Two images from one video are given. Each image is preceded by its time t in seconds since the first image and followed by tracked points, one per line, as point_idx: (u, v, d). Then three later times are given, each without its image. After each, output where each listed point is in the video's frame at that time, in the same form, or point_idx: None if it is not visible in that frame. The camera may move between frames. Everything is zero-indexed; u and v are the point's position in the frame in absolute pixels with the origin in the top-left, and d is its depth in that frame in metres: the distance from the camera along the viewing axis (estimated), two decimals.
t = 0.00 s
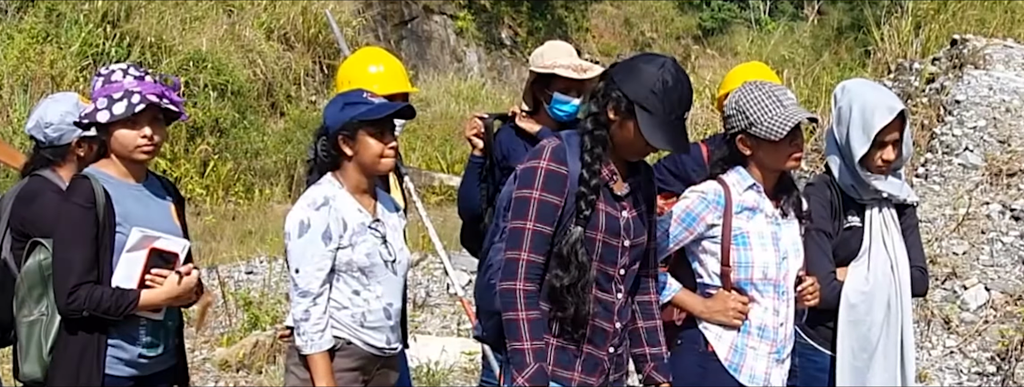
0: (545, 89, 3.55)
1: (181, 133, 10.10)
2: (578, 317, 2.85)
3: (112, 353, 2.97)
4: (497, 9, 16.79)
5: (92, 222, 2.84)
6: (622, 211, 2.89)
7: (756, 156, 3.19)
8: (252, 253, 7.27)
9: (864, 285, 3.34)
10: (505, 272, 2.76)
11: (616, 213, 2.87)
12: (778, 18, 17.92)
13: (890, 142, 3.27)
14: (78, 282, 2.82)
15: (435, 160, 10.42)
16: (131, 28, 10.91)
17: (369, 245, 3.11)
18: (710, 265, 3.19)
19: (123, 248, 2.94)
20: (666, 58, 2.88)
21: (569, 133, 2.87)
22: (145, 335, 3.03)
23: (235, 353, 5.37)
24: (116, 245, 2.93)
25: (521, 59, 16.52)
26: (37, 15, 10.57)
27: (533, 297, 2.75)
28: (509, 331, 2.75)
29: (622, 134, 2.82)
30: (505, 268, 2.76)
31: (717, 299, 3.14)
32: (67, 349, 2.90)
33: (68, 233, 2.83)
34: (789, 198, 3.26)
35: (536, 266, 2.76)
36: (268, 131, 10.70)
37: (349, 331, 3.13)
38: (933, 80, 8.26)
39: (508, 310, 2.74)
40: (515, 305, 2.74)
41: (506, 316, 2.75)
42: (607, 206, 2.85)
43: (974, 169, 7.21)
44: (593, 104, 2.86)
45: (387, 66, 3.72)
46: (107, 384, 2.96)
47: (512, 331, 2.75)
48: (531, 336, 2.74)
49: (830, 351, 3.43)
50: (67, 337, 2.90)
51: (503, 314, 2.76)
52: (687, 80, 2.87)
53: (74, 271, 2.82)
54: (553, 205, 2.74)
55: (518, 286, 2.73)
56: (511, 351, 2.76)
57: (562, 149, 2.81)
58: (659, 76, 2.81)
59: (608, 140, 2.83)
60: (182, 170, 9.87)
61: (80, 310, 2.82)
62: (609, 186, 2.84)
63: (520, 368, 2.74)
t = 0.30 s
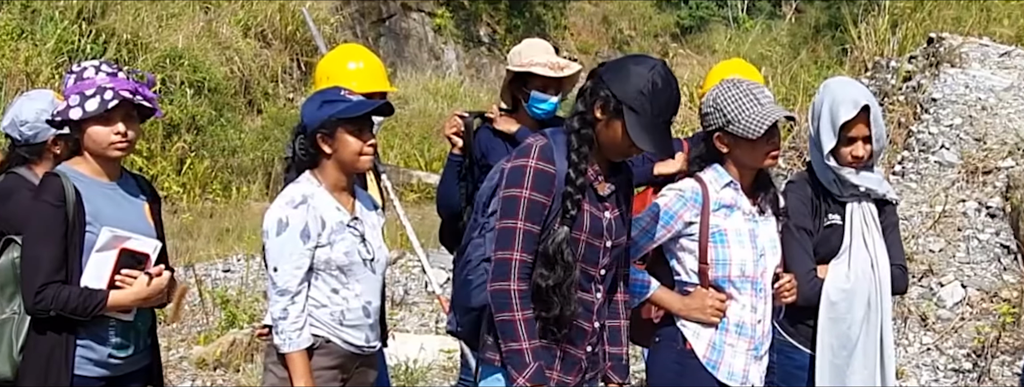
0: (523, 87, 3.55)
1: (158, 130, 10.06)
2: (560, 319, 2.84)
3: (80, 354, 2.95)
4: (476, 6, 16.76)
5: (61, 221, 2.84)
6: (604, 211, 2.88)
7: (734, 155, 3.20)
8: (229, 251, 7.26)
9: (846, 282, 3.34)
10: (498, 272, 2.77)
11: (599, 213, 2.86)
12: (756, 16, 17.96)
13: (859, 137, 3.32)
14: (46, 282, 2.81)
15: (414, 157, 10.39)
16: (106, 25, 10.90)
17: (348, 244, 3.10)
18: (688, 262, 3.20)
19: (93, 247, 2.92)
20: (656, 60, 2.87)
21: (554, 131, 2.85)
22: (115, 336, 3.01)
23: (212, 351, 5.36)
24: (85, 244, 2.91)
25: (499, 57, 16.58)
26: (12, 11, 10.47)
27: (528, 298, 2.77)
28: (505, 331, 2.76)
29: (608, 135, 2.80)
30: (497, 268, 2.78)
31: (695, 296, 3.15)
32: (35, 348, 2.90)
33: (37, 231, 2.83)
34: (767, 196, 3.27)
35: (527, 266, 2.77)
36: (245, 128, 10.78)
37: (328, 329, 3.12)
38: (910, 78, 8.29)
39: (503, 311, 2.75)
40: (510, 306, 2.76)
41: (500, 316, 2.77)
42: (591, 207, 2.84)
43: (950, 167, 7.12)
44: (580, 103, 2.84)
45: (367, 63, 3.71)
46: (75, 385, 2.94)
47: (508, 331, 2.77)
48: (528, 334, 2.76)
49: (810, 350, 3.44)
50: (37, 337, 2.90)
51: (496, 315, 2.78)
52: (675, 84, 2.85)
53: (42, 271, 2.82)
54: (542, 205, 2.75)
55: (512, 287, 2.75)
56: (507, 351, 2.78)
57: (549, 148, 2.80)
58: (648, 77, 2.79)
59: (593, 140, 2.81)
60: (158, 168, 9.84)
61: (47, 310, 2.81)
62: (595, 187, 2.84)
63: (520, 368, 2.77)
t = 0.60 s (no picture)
0: (501, 84, 3.56)
1: (134, 128, 10.02)
2: (545, 321, 2.81)
3: (54, 353, 2.94)
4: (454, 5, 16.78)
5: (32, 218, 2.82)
6: (585, 210, 2.86)
7: (710, 152, 3.20)
8: (206, 249, 7.24)
9: (815, 280, 3.36)
10: (485, 274, 2.72)
11: (580, 212, 2.84)
12: (734, 14, 17.99)
13: (826, 128, 3.37)
14: (17, 281, 2.81)
15: (391, 155, 10.37)
16: (81, 22, 10.76)
17: (328, 241, 3.11)
18: (666, 260, 3.21)
19: (65, 246, 2.90)
20: (639, 61, 2.82)
21: (533, 129, 2.80)
22: (88, 336, 3.00)
23: (189, 350, 5.35)
24: (57, 243, 2.89)
25: (477, 55, 16.60)
26: None
27: (516, 297, 2.73)
28: (496, 333, 2.72)
29: (589, 135, 2.76)
30: (482, 270, 2.73)
31: (672, 294, 3.15)
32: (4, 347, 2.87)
33: (8, 228, 2.81)
34: (743, 193, 3.27)
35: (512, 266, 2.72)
36: (221, 126, 10.80)
37: (310, 327, 3.12)
38: (886, 76, 8.33)
39: (494, 312, 2.71)
40: (500, 306, 2.71)
41: (490, 317, 2.72)
42: (573, 206, 2.81)
43: (926, 164, 7.00)
44: (561, 102, 2.80)
45: (344, 60, 3.70)
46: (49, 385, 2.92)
47: (499, 331, 2.72)
48: (519, 333, 2.72)
49: (782, 345, 3.44)
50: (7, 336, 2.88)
51: (485, 316, 2.73)
52: (658, 85, 2.81)
53: (13, 270, 2.81)
54: (526, 204, 2.71)
55: (501, 288, 2.71)
56: (499, 352, 2.73)
57: (532, 147, 2.76)
58: (631, 77, 2.75)
59: (574, 139, 2.77)
60: (134, 165, 9.82)
61: (19, 308, 2.81)
62: (577, 187, 2.81)
63: (513, 368, 2.74)
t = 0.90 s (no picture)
0: (479, 82, 3.57)
1: (109, 125, 9.99)
2: (524, 317, 2.82)
3: (22, 352, 2.93)
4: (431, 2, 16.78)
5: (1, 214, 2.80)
6: (562, 206, 2.86)
7: (686, 149, 3.21)
8: (182, 248, 7.22)
9: (771, 278, 3.42)
10: (463, 270, 2.71)
11: (557, 208, 2.84)
12: (711, 12, 18.05)
13: (783, 118, 3.43)
14: None
15: (369, 153, 10.38)
16: (55, 18, 10.62)
17: (311, 239, 3.13)
18: (642, 257, 3.21)
19: (34, 243, 2.89)
20: (613, 56, 2.82)
21: (510, 126, 2.80)
22: (58, 334, 2.99)
23: (165, 348, 5.34)
24: (26, 240, 2.88)
25: (455, 52, 16.61)
26: None
27: (496, 292, 2.73)
28: (479, 328, 2.71)
29: (565, 130, 2.75)
30: (461, 266, 2.71)
31: (649, 291, 3.16)
32: None
33: None
34: (719, 190, 3.28)
35: (490, 262, 2.72)
36: (197, 123, 10.78)
37: (294, 325, 3.14)
38: (861, 75, 8.38)
39: (475, 309, 2.70)
40: (481, 302, 2.70)
41: (471, 314, 2.71)
42: (550, 202, 2.81)
43: (902, 162, 6.97)
44: (536, 98, 2.80)
45: (320, 57, 3.68)
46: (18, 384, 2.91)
47: (481, 327, 2.72)
48: (502, 328, 2.72)
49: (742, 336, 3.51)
50: None
51: (466, 314, 2.71)
52: (633, 81, 2.82)
53: None
54: (503, 200, 2.71)
55: (481, 284, 2.70)
56: (482, 347, 2.73)
57: (508, 143, 2.75)
58: (606, 73, 2.75)
59: (551, 134, 2.77)
60: (109, 163, 9.80)
61: None
62: (555, 184, 2.81)
63: (499, 363, 2.73)
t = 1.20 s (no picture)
0: (454, 79, 3.56)
1: (83, 122, 9.95)
2: (502, 313, 2.81)
3: None
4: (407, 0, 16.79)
5: None
6: (537, 203, 2.86)
7: (662, 146, 3.21)
8: (157, 246, 7.20)
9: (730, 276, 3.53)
10: (440, 267, 2.69)
11: (532, 205, 2.84)
12: (686, 11, 18.03)
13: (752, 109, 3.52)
14: None
15: (345, 151, 10.38)
16: (29, 15, 10.50)
17: (293, 237, 3.19)
18: (619, 254, 3.21)
19: None
20: (586, 53, 2.83)
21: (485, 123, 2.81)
22: (24, 332, 2.97)
23: (140, 347, 5.32)
24: None
25: (432, 50, 16.61)
26: None
27: (474, 288, 2.71)
28: (461, 324, 2.69)
29: (541, 126, 2.75)
30: (437, 263, 2.69)
31: (625, 288, 3.16)
32: None
33: None
34: (695, 187, 3.29)
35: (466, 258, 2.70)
36: (172, 121, 10.74)
37: (277, 321, 3.21)
38: (836, 73, 8.45)
39: (455, 304, 2.68)
40: (461, 298, 2.69)
41: (452, 310, 2.69)
42: (524, 198, 2.81)
43: (877, 159, 7.01)
44: (511, 95, 2.80)
45: (294, 54, 3.68)
46: None
47: (463, 323, 2.70)
48: (484, 321, 2.71)
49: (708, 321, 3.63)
50: None
51: (447, 311, 2.70)
52: (607, 77, 2.83)
53: None
54: (478, 197, 2.70)
55: (458, 280, 2.68)
56: (467, 342, 2.71)
57: (482, 140, 2.74)
58: (579, 69, 2.76)
59: (525, 131, 2.77)
60: (83, 160, 9.75)
61: None
62: (529, 180, 2.81)
63: (484, 356, 2.72)
